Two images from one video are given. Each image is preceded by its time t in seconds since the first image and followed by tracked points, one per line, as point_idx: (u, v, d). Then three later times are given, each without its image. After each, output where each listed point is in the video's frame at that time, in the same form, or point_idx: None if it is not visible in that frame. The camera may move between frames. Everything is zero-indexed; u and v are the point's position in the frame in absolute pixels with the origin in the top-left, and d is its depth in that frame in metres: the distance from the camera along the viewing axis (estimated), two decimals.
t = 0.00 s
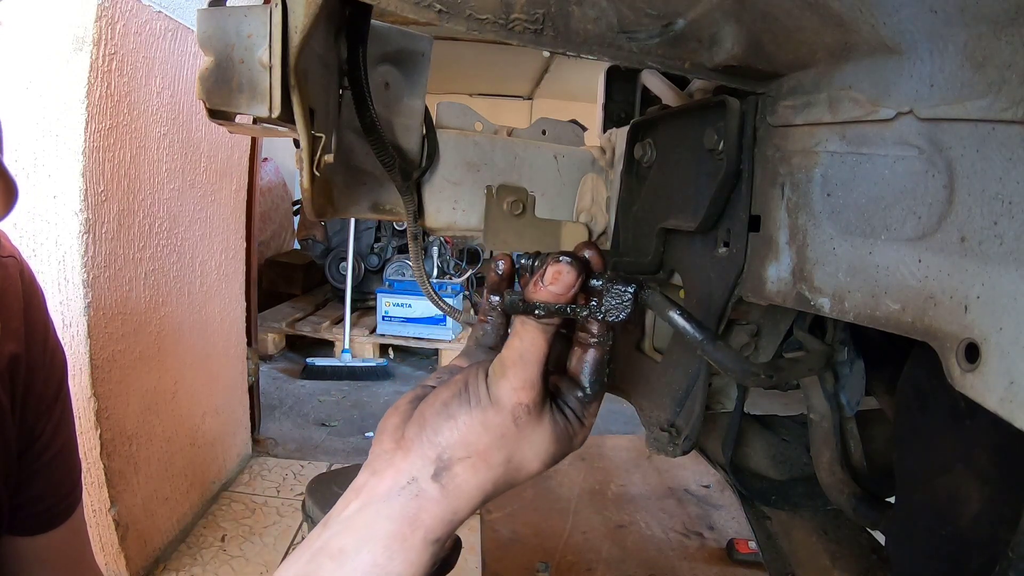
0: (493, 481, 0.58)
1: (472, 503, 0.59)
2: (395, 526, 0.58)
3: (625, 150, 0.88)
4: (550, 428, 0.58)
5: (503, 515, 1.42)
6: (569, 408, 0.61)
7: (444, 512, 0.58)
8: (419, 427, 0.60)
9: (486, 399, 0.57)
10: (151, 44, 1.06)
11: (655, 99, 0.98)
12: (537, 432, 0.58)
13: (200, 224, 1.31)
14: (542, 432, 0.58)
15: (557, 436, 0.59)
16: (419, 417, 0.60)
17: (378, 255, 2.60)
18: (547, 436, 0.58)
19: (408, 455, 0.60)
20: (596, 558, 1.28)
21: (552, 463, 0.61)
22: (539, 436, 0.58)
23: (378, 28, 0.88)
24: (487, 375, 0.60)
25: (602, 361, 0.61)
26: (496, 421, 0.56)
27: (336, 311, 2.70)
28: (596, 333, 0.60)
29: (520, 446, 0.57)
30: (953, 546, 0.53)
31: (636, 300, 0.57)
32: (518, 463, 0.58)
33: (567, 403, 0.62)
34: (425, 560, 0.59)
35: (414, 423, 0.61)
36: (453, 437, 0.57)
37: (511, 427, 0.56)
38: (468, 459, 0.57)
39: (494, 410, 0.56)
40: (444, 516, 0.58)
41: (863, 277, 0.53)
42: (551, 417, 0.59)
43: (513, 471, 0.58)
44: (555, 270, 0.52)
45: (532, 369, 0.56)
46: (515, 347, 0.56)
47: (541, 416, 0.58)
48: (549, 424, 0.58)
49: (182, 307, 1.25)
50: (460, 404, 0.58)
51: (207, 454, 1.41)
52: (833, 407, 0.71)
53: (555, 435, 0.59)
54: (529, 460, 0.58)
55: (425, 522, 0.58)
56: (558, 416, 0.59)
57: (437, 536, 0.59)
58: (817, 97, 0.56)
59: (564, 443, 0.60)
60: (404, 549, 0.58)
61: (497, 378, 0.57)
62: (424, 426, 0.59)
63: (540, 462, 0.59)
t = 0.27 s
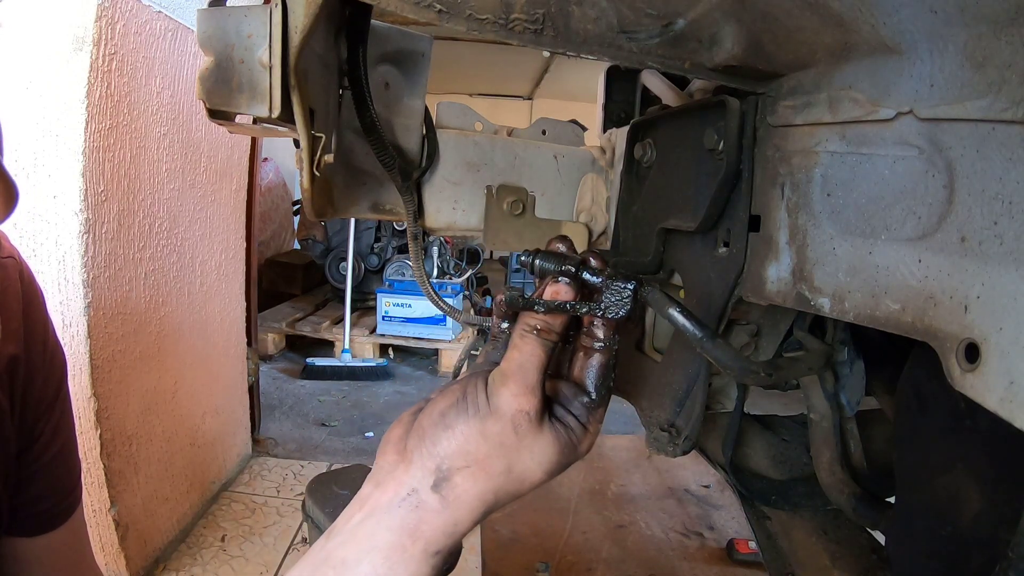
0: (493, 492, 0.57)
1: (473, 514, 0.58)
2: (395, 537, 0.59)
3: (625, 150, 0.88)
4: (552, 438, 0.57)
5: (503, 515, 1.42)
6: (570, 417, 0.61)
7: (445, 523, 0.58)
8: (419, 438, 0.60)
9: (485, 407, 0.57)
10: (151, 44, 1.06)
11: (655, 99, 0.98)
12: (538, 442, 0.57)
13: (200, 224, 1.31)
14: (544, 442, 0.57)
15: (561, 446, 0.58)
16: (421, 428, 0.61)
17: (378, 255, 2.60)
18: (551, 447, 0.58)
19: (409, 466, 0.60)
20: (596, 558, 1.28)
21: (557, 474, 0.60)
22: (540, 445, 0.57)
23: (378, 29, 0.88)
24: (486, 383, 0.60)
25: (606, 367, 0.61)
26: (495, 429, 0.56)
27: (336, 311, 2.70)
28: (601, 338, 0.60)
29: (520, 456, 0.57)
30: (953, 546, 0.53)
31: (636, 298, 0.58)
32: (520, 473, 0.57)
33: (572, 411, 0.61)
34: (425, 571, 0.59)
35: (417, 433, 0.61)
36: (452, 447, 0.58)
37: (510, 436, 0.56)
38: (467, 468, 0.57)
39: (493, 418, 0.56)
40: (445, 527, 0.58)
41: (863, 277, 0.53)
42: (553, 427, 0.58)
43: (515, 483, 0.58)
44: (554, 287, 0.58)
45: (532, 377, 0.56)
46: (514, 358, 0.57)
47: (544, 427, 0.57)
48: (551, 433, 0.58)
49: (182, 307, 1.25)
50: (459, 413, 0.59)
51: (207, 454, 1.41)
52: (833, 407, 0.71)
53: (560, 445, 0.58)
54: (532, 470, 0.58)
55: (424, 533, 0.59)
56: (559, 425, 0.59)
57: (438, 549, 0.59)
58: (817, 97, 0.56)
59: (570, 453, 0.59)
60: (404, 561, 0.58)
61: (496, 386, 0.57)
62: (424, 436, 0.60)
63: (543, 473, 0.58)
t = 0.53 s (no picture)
0: (483, 476, 0.57)
1: (465, 499, 0.58)
2: (389, 524, 0.59)
3: (625, 150, 0.88)
4: (542, 422, 0.57)
5: (503, 515, 1.42)
6: (568, 404, 0.60)
7: (438, 507, 0.58)
8: (411, 423, 0.60)
9: (471, 393, 0.57)
10: (151, 44, 1.06)
11: (655, 99, 0.98)
12: (528, 425, 0.57)
13: (200, 224, 1.31)
14: (535, 426, 0.57)
15: (553, 430, 0.57)
16: (413, 413, 0.61)
17: (378, 255, 2.60)
18: (541, 432, 0.57)
19: (402, 451, 0.60)
20: (596, 558, 1.28)
21: (552, 461, 0.59)
22: (530, 430, 0.57)
23: (378, 29, 0.88)
24: (474, 369, 0.60)
25: (610, 362, 0.63)
26: (481, 414, 0.56)
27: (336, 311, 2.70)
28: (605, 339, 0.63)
29: (510, 441, 0.57)
30: (953, 546, 0.53)
31: (637, 296, 0.59)
32: (511, 456, 0.57)
33: (573, 398, 0.61)
34: (420, 557, 0.59)
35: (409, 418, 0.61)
36: (439, 431, 0.57)
37: (496, 421, 0.56)
38: (456, 452, 0.57)
39: (479, 404, 0.56)
40: (437, 512, 0.58)
41: (863, 277, 0.53)
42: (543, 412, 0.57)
43: (505, 466, 0.57)
44: (547, 258, 0.55)
45: (519, 363, 0.56)
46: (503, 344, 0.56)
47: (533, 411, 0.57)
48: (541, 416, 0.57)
49: (182, 307, 1.25)
50: (448, 396, 0.58)
51: (207, 454, 1.41)
52: (833, 407, 0.71)
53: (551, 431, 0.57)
54: (523, 454, 0.57)
55: (418, 518, 0.59)
56: (553, 411, 0.58)
57: (432, 535, 0.59)
58: (817, 97, 0.56)
59: (564, 437, 0.58)
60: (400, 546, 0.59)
61: (482, 372, 0.57)
62: (414, 421, 0.59)
63: (534, 456, 0.58)
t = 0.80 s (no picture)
0: (483, 490, 0.58)
1: (463, 514, 0.58)
2: (386, 539, 0.59)
3: (625, 150, 0.88)
4: (543, 434, 0.57)
5: (503, 515, 1.42)
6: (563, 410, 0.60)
7: (436, 523, 0.58)
8: (408, 438, 0.61)
9: (473, 404, 0.58)
10: (151, 44, 1.06)
11: (655, 99, 0.98)
12: (528, 439, 0.57)
13: (200, 224, 1.31)
14: (534, 439, 0.57)
15: (554, 441, 0.58)
16: (410, 428, 0.61)
17: (378, 255, 2.60)
18: (542, 443, 0.57)
19: (398, 467, 0.60)
20: (596, 558, 1.28)
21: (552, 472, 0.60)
22: (530, 442, 0.57)
23: (378, 29, 0.88)
24: (474, 380, 0.61)
25: (605, 360, 0.62)
26: (483, 427, 0.57)
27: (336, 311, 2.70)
28: (600, 331, 0.61)
29: (510, 455, 0.57)
30: (953, 546, 0.53)
31: (637, 297, 0.59)
32: (510, 471, 0.57)
33: (568, 403, 0.61)
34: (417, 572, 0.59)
35: (406, 434, 0.61)
36: (439, 447, 0.58)
37: (497, 435, 0.56)
38: (455, 468, 0.57)
39: (481, 416, 0.57)
40: (435, 527, 0.58)
41: (863, 277, 0.53)
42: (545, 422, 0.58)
43: (506, 480, 0.58)
44: (552, 286, 0.58)
45: (522, 375, 0.57)
46: (507, 356, 0.58)
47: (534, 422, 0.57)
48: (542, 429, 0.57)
49: (182, 307, 1.25)
50: (446, 411, 0.59)
51: (207, 454, 1.41)
52: (833, 407, 0.71)
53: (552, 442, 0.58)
54: (522, 467, 0.58)
55: (416, 533, 0.59)
56: (552, 420, 0.58)
57: (430, 551, 0.59)
58: (817, 97, 0.56)
59: (564, 448, 0.59)
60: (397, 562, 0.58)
61: (484, 383, 0.58)
62: (412, 437, 0.60)
63: (533, 470, 0.58)
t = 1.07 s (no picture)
0: (490, 488, 0.58)
1: (470, 513, 0.59)
2: (392, 537, 0.59)
3: (625, 150, 0.88)
4: (549, 434, 0.57)
5: (503, 515, 1.42)
6: (568, 412, 0.61)
7: (442, 521, 0.59)
8: (414, 434, 0.60)
9: (480, 404, 0.57)
10: (151, 44, 1.06)
11: (655, 99, 0.98)
12: (533, 438, 0.57)
13: (200, 224, 1.31)
14: (540, 439, 0.57)
15: (560, 443, 0.58)
16: (416, 424, 0.61)
17: (378, 255, 2.60)
18: (548, 445, 0.57)
19: (404, 463, 0.60)
20: (596, 558, 1.28)
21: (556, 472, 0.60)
22: (536, 444, 0.57)
23: (378, 29, 0.88)
24: (481, 380, 0.60)
25: (611, 365, 0.62)
26: (490, 425, 0.56)
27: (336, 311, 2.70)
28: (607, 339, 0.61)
29: (516, 455, 0.57)
30: (953, 546, 0.53)
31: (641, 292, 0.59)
32: (516, 470, 0.57)
33: (573, 406, 0.62)
34: (424, 570, 0.59)
35: (412, 430, 0.61)
36: (445, 445, 0.58)
37: (504, 435, 0.56)
38: (462, 466, 0.57)
39: (488, 415, 0.56)
40: (442, 525, 0.59)
41: (863, 277, 0.53)
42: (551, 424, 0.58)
43: (510, 479, 0.58)
44: (551, 278, 0.57)
45: (528, 373, 0.56)
46: (511, 355, 0.56)
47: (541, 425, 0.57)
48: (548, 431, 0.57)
49: (182, 307, 1.25)
50: (453, 409, 0.59)
51: (207, 454, 1.41)
52: (833, 407, 0.71)
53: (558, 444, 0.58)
54: (528, 468, 0.58)
55: (422, 531, 0.59)
56: (556, 420, 0.58)
57: (436, 548, 0.59)
58: (817, 97, 0.56)
59: (569, 450, 0.59)
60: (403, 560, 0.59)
61: (491, 382, 0.57)
62: (419, 433, 0.60)
63: (538, 469, 0.58)
